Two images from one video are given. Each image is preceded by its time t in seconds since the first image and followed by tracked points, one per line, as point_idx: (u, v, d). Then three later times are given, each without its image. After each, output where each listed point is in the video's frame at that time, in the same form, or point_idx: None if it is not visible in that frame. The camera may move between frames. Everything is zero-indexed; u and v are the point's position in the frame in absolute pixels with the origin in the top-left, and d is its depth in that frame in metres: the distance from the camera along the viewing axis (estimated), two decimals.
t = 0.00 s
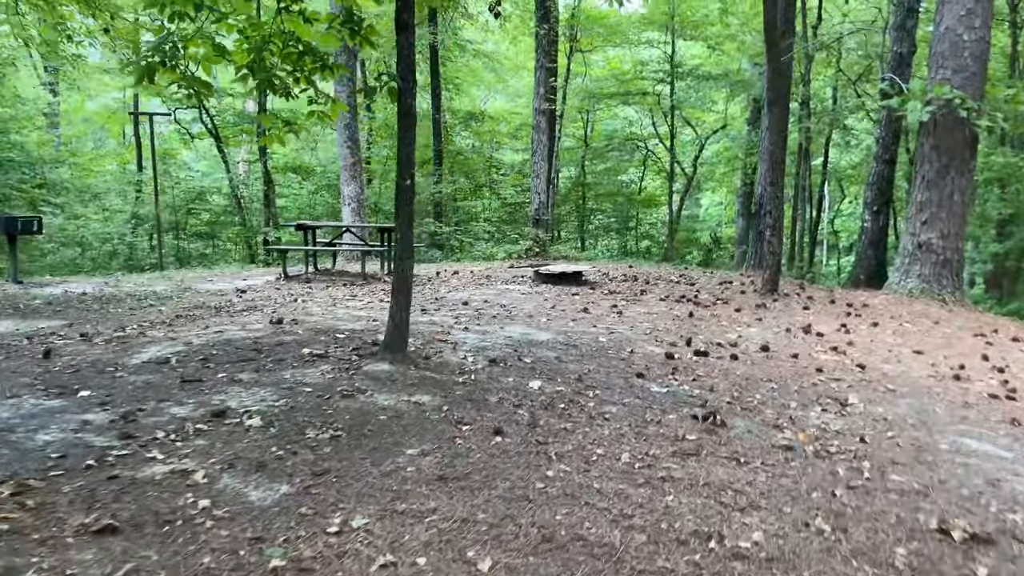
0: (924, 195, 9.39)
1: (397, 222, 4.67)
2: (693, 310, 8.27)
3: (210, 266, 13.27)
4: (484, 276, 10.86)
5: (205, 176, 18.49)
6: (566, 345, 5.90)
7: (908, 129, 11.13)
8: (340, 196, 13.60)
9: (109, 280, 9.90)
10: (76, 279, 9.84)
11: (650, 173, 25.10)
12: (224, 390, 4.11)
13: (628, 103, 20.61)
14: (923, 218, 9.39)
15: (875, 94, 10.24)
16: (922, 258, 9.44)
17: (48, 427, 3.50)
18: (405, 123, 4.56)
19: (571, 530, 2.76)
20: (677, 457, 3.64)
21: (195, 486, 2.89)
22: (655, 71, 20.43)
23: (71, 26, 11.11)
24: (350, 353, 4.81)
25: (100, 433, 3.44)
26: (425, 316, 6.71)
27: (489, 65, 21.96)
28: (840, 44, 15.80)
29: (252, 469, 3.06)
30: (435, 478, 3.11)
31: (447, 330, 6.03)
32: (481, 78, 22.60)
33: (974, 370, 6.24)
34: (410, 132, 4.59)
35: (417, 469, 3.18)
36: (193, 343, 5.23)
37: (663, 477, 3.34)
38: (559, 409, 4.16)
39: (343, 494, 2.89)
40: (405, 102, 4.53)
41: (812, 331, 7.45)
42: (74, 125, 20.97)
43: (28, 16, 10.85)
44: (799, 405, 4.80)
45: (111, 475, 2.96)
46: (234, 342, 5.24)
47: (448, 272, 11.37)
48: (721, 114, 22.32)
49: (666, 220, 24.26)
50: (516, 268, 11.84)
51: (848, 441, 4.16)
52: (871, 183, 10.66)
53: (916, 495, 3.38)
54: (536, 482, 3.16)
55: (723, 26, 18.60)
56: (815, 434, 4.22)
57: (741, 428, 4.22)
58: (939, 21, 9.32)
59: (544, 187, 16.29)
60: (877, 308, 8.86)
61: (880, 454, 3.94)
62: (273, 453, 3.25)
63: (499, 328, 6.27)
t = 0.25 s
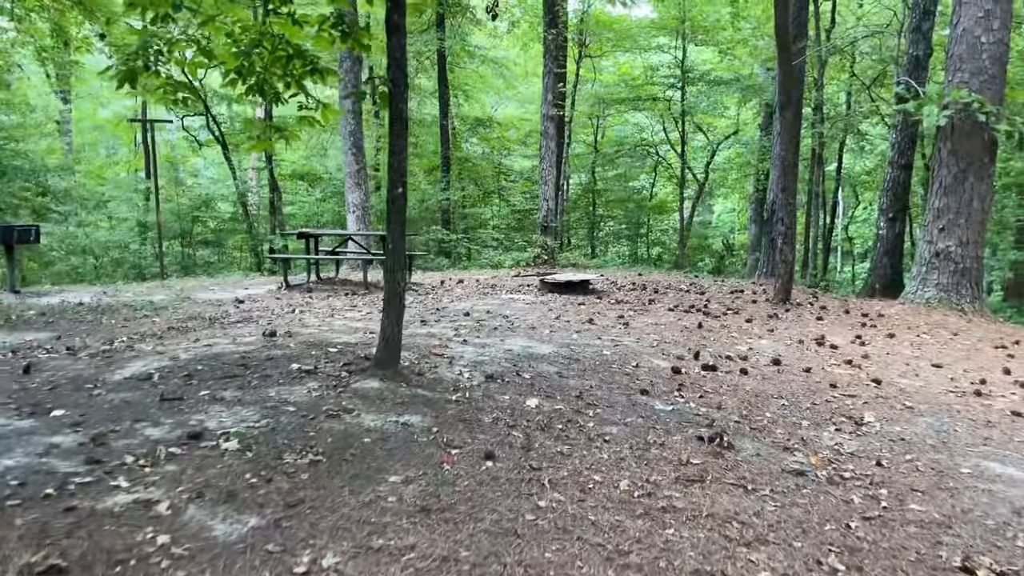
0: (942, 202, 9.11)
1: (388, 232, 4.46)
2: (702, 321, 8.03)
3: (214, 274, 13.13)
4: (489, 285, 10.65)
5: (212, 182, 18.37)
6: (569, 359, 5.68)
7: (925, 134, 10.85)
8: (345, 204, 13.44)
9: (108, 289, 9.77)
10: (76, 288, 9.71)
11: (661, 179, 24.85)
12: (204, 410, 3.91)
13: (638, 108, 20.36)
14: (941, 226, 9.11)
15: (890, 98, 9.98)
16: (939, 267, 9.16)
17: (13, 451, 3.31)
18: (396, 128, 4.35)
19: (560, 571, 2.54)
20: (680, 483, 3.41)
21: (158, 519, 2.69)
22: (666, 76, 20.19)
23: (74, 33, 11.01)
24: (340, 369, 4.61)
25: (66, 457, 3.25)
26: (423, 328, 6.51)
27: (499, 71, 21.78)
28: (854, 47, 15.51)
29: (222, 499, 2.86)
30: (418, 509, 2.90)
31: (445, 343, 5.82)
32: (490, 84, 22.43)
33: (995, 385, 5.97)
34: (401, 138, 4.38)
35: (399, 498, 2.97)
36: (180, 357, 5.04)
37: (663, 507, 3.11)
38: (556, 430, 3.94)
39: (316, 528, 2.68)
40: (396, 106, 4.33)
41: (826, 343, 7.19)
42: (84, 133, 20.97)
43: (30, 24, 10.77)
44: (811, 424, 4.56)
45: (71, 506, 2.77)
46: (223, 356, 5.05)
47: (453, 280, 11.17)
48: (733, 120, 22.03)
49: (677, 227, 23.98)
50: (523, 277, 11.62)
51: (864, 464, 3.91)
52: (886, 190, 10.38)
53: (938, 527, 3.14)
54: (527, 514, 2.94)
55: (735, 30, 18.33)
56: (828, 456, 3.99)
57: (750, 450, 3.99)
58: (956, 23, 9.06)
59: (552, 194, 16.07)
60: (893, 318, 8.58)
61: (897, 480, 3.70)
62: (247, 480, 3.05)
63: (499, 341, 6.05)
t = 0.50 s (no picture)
0: (957, 202, 8.88)
1: (379, 233, 4.29)
2: (710, 324, 7.82)
3: (219, 276, 13.01)
4: (493, 287, 10.47)
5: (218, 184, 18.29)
6: (568, 364, 5.49)
7: (940, 132, 10.59)
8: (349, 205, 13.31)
9: (108, 292, 9.66)
10: (74, 290, 9.60)
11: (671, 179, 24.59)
12: (184, 419, 3.74)
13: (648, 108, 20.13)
14: (956, 226, 8.88)
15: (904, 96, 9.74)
16: (955, 269, 8.91)
17: None
18: (386, 125, 4.18)
19: None
20: (682, 498, 3.21)
21: (118, 539, 2.52)
22: (676, 76, 19.93)
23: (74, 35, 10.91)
24: (329, 375, 4.43)
25: (32, 470, 3.09)
26: (421, 332, 6.33)
27: (507, 71, 21.61)
28: (867, 45, 15.24)
29: (191, 516, 2.69)
30: (398, 528, 2.71)
31: (442, 347, 5.63)
32: (498, 85, 22.26)
33: (1014, 390, 5.74)
34: (391, 136, 4.21)
35: (379, 517, 2.78)
36: (165, 363, 4.87)
37: (662, 525, 2.92)
38: (551, 441, 3.74)
39: (286, 550, 2.50)
40: (386, 102, 4.16)
41: (837, 347, 6.97)
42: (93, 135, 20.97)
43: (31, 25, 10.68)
44: (822, 434, 4.35)
45: (28, 524, 2.61)
46: (211, 362, 4.88)
47: (457, 283, 10.99)
48: (744, 119, 21.75)
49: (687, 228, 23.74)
50: (529, 278, 11.44)
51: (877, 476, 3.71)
52: (900, 189, 10.14)
53: (957, 548, 2.93)
54: (514, 533, 2.75)
55: (745, 29, 18.11)
56: (839, 469, 3.77)
57: (756, 460, 3.79)
58: (972, 18, 8.81)
59: (560, 195, 15.89)
60: (907, 321, 8.34)
61: (913, 495, 3.49)
62: (219, 495, 2.87)
63: (498, 345, 5.86)
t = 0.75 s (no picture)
0: (983, 205, 8.57)
1: (373, 242, 4.10)
2: (725, 333, 7.57)
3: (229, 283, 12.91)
4: (504, 293, 10.27)
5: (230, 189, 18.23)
6: (575, 375, 5.28)
7: (964, 133, 10.27)
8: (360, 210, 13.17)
9: (114, 299, 9.56)
10: (80, 298, 9.50)
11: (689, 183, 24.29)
12: (166, 436, 3.57)
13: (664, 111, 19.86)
14: (983, 230, 8.57)
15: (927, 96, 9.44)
16: (981, 274, 8.60)
17: None
18: (381, 128, 3.99)
19: None
20: (689, 526, 2.99)
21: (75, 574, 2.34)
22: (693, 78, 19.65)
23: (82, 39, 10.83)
24: (322, 390, 4.24)
25: None
26: (425, 341, 6.13)
27: (522, 74, 21.44)
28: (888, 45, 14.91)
29: (157, 548, 2.51)
30: (379, 562, 2.52)
31: (444, 358, 5.43)
32: (513, 88, 22.10)
33: None
34: (386, 139, 4.02)
35: (360, 548, 2.59)
36: (156, 376, 4.70)
37: (666, 559, 2.70)
38: (552, 461, 3.53)
39: None
40: (381, 103, 3.98)
41: (858, 356, 6.70)
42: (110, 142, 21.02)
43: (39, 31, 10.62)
44: (842, 452, 4.10)
45: None
46: (203, 374, 4.71)
47: (467, 289, 10.81)
48: (762, 121, 21.42)
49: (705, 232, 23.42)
50: (541, 285, 11.23)
51: (901, 501, 3.46)
52: (923, 192, 9.84)
53: None
54: (505, 567, 2.54)
55: (764, 30, 17.81)
56: (859, 492, 3.53)
57: (771, 482, 3.55)
58: (998, 14, 8.51)
59: (574, 199, 15.67)
60: (931, 328, 8.05)
61: (939, 523, 3.24)
62: (190, 523, 2.69)
63: (503, 356, 5.65)
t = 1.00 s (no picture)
0: (1001, 206, 8.31)
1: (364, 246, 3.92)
2: (735, 337, 7.35)
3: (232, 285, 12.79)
4: (509, 296, 10.09)
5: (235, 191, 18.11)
6: (577, 383, 5.08)
7: (981, 131, 10.01)
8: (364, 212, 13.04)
9: (113, 303, 9.43)
10: (79, 301, 9.36)
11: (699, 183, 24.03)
12: (143, 450, 3.40)
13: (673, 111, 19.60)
14: (1000, 231, 8.32)
15: (942, 94, 9.19)
16: (1000, 277, 8.34)
17: None
18: (371, 125, 3.81)
19: None
20: (692, 551, 2.79)
21: None
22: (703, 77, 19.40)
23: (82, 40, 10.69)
24: (311, 399, 4.07)
25: None
26: (423, 348, 5.94)
27: (531, 74, 21.24)
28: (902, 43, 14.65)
29: None
30: None
31: (441, 365, 5.23)
32: (523, 88, 21.89)
33: None
34: (377, 138, 3.85)
35: None
36: (142, 384, 4.54)
37: None
38: (547, 478, 3.34)
39: None
40: (371, 100, 3.79)
41: (872, 362, 6.48)
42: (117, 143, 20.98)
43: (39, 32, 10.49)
44: (856, 466, 3.89)
45: None
46: (190, 382, 4.54)
47: (472, 292, 10.62)
48: (774, 121, 21.14)
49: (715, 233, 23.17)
50: (547, 287, 11.04)
51: (919, 521, 3.25)
52: (938, 193, 9.59)
53: None
54: None
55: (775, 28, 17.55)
56: (874, 511, 3.32)
57: (780, 500, 3.35)
58: (1016, 9, 8.25)
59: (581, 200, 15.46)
60: (947, 333, 7.81)
61: (961, 546, 3.03)
62: (156, 547, 2.52)
63: (503, 362, 5.46)
